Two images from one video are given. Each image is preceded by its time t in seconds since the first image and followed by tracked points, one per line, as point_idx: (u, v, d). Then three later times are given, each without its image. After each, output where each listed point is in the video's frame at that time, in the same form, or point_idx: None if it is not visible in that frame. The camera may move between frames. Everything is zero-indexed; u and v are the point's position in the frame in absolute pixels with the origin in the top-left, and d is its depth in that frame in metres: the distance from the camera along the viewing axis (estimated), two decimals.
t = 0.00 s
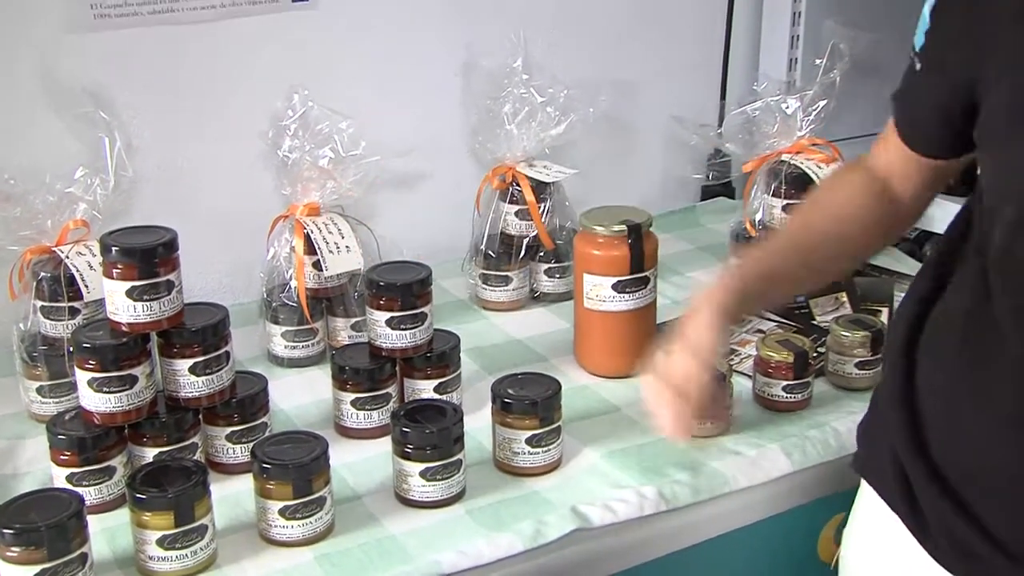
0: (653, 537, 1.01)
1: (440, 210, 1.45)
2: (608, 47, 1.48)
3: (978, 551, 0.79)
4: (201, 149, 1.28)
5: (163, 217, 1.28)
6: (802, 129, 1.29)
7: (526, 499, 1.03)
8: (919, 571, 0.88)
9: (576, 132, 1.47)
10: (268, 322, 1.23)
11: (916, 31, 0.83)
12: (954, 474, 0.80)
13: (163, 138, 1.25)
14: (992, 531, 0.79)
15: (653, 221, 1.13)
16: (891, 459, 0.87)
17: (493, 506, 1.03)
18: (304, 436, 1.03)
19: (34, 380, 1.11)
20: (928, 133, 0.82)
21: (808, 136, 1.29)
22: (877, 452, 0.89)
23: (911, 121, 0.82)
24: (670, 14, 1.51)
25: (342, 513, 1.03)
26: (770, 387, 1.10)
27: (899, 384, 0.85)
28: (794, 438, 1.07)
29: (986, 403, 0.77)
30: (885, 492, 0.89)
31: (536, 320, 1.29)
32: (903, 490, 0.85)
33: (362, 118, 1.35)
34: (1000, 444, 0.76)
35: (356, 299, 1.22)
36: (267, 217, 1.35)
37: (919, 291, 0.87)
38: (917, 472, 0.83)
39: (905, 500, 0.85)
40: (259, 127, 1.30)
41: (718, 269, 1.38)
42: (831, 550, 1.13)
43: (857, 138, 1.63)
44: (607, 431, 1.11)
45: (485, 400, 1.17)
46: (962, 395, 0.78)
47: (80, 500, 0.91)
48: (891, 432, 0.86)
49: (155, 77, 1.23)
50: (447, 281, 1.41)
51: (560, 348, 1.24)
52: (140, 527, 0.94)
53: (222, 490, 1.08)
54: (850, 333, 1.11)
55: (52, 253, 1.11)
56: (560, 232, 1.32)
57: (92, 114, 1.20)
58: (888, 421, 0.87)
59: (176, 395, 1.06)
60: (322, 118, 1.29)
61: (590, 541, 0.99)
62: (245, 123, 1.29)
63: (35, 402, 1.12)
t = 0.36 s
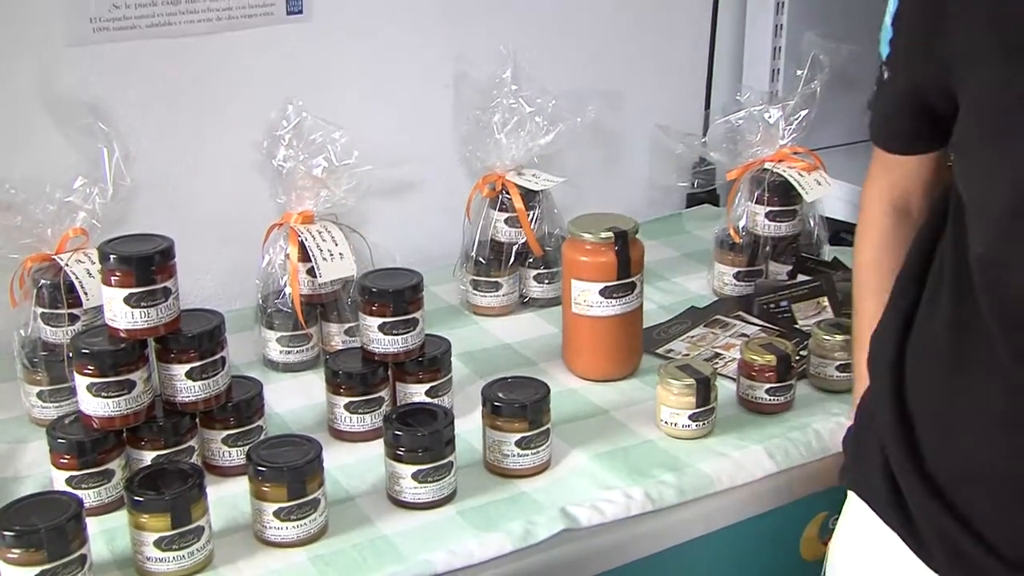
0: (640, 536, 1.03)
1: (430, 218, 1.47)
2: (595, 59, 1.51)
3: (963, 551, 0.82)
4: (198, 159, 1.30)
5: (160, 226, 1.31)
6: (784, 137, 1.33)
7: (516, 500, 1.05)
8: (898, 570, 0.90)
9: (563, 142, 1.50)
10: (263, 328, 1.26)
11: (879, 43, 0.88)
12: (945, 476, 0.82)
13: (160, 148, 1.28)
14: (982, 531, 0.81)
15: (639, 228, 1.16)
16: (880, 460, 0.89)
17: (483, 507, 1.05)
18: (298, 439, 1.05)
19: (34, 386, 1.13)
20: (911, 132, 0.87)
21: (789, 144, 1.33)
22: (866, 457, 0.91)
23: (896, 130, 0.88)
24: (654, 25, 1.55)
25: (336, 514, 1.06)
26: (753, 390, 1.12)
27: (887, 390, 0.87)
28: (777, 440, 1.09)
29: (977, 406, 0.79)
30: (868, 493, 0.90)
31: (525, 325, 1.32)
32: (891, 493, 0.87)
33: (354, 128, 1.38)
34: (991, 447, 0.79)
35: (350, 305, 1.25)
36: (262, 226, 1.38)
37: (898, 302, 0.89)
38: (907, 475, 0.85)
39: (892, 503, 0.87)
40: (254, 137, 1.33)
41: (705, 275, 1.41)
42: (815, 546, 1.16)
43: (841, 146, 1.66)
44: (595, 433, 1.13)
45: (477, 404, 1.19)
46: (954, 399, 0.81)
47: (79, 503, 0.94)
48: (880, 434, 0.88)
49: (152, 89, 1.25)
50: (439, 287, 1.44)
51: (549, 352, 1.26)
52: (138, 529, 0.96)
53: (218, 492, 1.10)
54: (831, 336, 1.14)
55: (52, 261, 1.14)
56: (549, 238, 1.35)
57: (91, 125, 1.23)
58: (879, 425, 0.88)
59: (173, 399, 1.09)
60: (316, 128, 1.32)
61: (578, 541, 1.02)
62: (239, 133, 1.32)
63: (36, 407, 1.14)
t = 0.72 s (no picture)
0: (625, 541, 1.06)
1: (419, 230, 1.50)
2: (580, 73, 1.54)
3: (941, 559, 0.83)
4: (191, 173, 1.33)
5: (154, 238, 1.33)
6: (763, 150, 1.35)
7: (503, 506, 1.07)
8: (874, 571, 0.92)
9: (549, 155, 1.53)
10: (255, 338, 1.28)
11: (861, 87, 0.85)
12: (922, 487, 0.84)
13: (155, 162, 1.30)
14: (956, 541, 0.83)
15: (623, 239, 1.18)
16: (859, 470, 0.91)
17: (471, 513, 1.07)
18: (289, 448, 1.07)
19: (32, 396, 1.15)
20: (893, 166, 0.82)
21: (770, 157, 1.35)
22: (847, 465, 0.92)
23: (876, 162, 0.83)
24: (638, 40, 1.57)
25: (327, 521, 1.08)
26: (735, 397, 1.15)
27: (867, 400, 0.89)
28: (758, 446, 1.11)
29: (953, 421, 0.81)
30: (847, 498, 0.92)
31: (512, 334, 1.34)
32: (870, 502, 0.89)
33: (343, 142, 1.40)
34: (965, 461, 0.80)
35: (341, 316, 1.27)
36: (253, 238, 1.40)
37: (880, 312, 0.91)
38: (885, 484, 0.87)
39: (872, 512, 0.89)
40: (246, 151, 1.35)
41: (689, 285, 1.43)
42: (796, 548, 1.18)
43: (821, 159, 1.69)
44: (581, 440, 1.15)
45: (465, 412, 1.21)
46: (930, 412, 0.83)
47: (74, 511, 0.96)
48: (860, 443, 0.90)
49: (147, 104, 1.28)
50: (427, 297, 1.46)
51: (536, 361, 1.29)
52: (132, 537, 0.98)
53: (212, 500, 1.12)
54: (811, 345, 1.16)
55: (48, 274, 1.17)
56: (534, 250, 1.38)
57: (86, 140, 1.25)
58: (859, 435, 0.90)
59: (167, 409, 1.11)
60: (306, 143, 1.35)
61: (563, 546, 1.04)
62: (231, 148, 1.34)
63: (32, 417, 1.16)
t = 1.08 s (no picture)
0: (607, 548, 1.08)
1: (407, 244, 1.53)
2: (563, 91, 1.57)
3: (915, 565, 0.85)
4: (182, 189, 1.35)
5: (146, 254, 1.36)
6: (742, 166, 1.38)
7: (489, 516, 1.09)
8: None
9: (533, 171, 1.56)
10: (245, 350, 1.30)
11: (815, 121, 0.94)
12: (895, 495, 0.86)
13: (147, 179, 1.33)
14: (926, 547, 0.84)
15: (605, 252, 1.21)
16: (832, 479, 0.92)
17: (458, 523, 1.08)
18: (278, 460, 1.09)
19: (26, 410, 1.17)
20: (850, 192, 0.92)
21: (749, 172, 1.38)
22: (820, 477, 0.94)
23: (838, 186, 0.92)
24: (621, 57, 1.60)
25: (315, 531, 1.09)
26: (715, 407, 1.17)
27: (838, 413, 0.91)
28: (737, 455, 1.14)
29: (919, 428, 0.83)
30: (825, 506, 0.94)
31: (497, 347, 1.37)
32: (845, 512, 0.90)
33: (331, 159, 1.43)
34: (932, 467, 0.82)
35: (329, 329, 1.30)
36: (242, 253, 1.43)
37: (849, 326, 0.93)
38: (857, 492, 0.88)
39: (847, 522, 0.90)
40: (235, 168, 1.38)
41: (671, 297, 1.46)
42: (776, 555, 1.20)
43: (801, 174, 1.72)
44: (565, 450, 1.17)
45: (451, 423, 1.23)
46: (896, 421, 0.85)
47: (66, 522, 0.98)
48: (834, 454, 0.92)
49: (139, 122, 1.30)
50: (414, 309, 1.49)
51: (520, 373, 1.31)
52: (125, 547, 1.00)
53: (202, 511, 1.14)
54: (788, 355, 1.19)
55: (42, 289, 1.19)
56: (520, 264, 1.40)
57: (79, 158, 1.28)
58: (831, 444, 0.92)
59: (158, 422, 1.13)
60: (294, 160, 1.37)
61: (547, 553, 1.06)
62: (222, 165, 1.37)
63: (26, 429, 1.18)
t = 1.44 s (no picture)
0: (587, 559, 1.10)
1: (392, 261, 1.56)
2: (543, 111, 1.62)
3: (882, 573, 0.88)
4: (173, 208, 1.38)
5: (137, 272, 1.38)
6: (719, 183, 1.41)
7: (474, 528, 1.10)
8: None
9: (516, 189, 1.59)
10: (234, 365, 1.33)
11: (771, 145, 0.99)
12: (862, 505, 0.89)
13: (139, 199, 1.35)
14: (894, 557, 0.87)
15: (587, 268, 1.24)
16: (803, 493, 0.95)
17: (444, 535, 1.10)
18: (265, 474, 1.10)
19: (18, 426, 1.20)
20: (809, 212, 0.97)
21: (727, 189, 1.41)
22: (789, 490, 0.97)
23: (796, 206, 0.97)
24: (598, 79, 1.66)
25: (302, 544, 1.11)
26: (695, 420, 1.20)
27: (806, 427, 0.95)
28: (716, 466, 1.16)
29: (883, 440, 0.86)
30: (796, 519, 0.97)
31: (482, 361, 1.40)
32: (817, 524, 0.93)
33: (318, 179, 1.46)
34: (897, 478, 0.86)
35: (317, 345, 1.32)
36: (231, 270, 1.45)
37: (812, 346, 0.97)
38: (827, 504, 0.91)
39: (819, 534, 0.93)
40: (224, 188, 1.40)
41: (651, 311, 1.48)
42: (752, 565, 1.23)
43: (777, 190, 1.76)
44: (549, 463, 1.19)
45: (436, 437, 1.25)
46: (862, 433, 0.88)
47: (58, 536, 1.01)
48: (803, 467, 0.95)
49: (131, 143, 1.33)
50: (400, 325, 1.52)
51: (503, 386, 1.34)
52: (116, 561, 1.02)
53: (193, 524, 1.16)
54: (766, 368, 1.22)
55: (35, 307, 1.21)
56: (504, 279, 1.43)
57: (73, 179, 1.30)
58: (800, 458, 0.96)
59: (149, 437, 1.15)
60: (282, 179, 1.39)
61: (529, 564, 1.08)
62: (212, 185, 1.39)
63: (20, 445, 1.20)
